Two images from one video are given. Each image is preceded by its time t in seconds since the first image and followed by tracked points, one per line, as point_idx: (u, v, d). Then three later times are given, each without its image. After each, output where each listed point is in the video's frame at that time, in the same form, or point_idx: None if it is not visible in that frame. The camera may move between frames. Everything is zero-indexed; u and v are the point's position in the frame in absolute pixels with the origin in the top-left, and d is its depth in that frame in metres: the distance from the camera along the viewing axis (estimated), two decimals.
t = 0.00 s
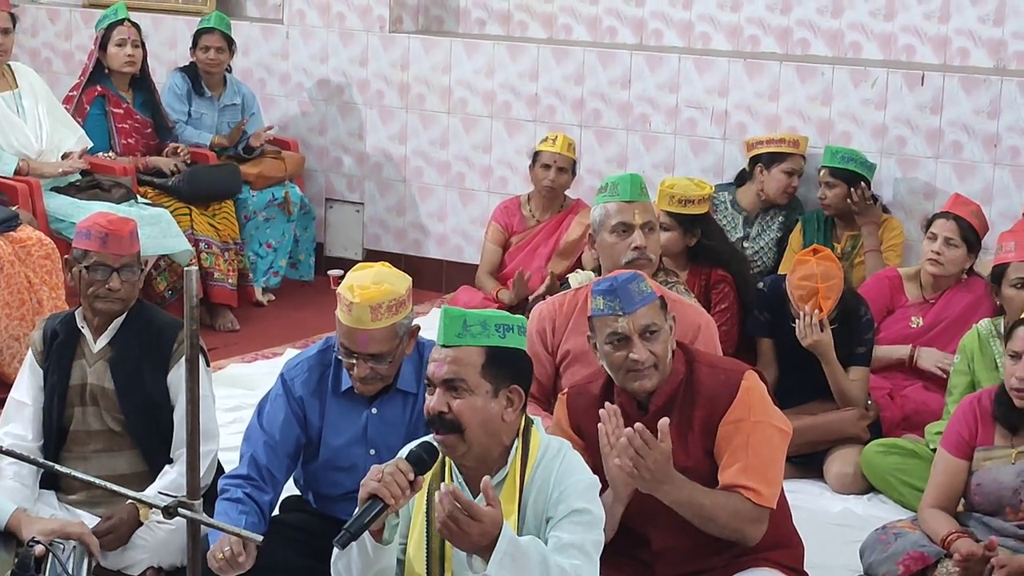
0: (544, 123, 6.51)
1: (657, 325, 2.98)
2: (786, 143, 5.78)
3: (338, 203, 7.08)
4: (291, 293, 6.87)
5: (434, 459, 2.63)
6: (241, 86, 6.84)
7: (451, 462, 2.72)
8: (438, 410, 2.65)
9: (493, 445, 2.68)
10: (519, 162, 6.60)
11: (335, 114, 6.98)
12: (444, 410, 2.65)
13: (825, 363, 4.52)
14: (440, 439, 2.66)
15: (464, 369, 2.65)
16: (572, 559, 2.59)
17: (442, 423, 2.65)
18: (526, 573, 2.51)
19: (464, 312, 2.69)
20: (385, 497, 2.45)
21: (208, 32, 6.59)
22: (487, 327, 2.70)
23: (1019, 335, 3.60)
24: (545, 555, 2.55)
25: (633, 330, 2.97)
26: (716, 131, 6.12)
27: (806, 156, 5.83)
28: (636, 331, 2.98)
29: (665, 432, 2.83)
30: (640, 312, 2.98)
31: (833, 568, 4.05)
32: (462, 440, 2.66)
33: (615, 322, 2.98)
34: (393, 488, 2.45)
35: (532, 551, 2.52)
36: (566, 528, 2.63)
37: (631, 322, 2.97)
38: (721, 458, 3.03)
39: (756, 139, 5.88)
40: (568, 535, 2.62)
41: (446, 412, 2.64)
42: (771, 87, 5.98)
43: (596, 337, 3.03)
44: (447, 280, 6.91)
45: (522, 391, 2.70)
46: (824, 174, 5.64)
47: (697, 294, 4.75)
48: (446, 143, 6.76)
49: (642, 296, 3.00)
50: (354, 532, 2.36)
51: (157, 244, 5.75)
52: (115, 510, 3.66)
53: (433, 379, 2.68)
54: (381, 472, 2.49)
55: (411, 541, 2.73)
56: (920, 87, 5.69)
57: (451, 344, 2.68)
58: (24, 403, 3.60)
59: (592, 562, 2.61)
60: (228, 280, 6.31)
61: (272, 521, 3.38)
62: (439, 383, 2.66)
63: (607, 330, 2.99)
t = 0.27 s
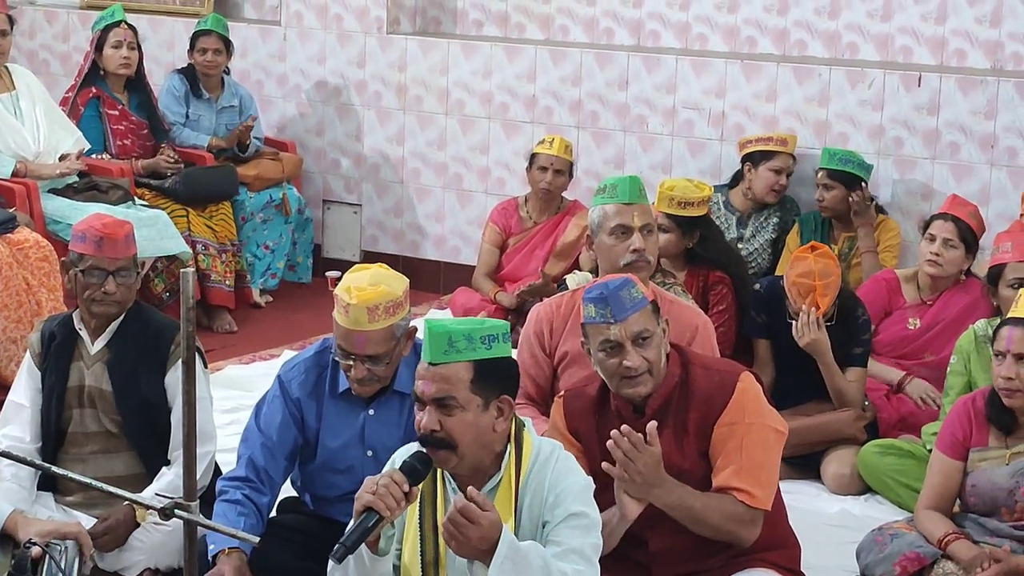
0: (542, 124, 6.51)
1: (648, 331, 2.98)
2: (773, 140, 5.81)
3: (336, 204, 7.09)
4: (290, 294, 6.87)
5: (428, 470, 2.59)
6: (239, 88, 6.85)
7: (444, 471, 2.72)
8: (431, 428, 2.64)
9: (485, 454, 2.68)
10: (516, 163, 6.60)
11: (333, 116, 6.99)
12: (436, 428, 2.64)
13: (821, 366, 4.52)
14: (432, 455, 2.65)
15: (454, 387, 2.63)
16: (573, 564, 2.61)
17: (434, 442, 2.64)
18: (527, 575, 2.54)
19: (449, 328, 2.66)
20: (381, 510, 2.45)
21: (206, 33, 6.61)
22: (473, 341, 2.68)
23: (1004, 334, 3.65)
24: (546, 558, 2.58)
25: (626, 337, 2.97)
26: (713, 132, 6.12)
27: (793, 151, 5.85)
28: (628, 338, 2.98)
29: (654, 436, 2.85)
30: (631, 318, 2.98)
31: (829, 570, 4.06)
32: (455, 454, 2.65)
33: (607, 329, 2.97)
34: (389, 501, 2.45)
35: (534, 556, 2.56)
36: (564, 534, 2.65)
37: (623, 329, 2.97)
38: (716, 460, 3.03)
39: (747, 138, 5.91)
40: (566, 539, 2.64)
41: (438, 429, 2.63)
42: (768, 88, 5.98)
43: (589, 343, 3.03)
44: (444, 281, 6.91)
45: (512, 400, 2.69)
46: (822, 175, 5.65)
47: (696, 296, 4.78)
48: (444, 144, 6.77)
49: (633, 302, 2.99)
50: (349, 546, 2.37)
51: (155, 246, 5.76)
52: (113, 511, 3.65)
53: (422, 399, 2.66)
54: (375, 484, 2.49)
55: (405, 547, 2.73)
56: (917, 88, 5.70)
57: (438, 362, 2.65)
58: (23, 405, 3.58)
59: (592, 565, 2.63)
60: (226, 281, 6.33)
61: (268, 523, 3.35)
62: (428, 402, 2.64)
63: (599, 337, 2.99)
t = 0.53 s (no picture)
0: (541, 125, 6.52)
1: (646, 330, 2.99)
2: (768, 139, 5.81)
3: (335, 205, 7.09)
4: (290, 296, 6.86)
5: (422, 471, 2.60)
6: (238, 89, 6.85)
7: (440, 472, 2.72)
8: (425, 430, 2.64)
9: (481, 457, 2.68)
10: (515, 164, 6.61)
11: (332, 117, 6.99)
12: (431, 430, 2.64)
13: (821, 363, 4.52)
14: (429, 457, 2.65)
15: (447, 387, 2.63)
16: (565, 566, 2.62)
17: (430, 442, 2.64)
18: None
19: (441, 329, 2.66)
20: (374, 511, 2.46)
21: (203, 35, 6.61)
22: (465, 342, 2.68)
23: (1014, 335, 3.63)
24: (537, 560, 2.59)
25: (623, 335, 2.98)
26: (712, 133, 6.13)
27: (787, 152, 5.86)
28: (626, 336, 2.99)
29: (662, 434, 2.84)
30: (630, 317, 2.99)
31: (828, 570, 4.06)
32: (452, 455, 2.65)
33: (605, 327, 2.98)
34: (382, 502, 2.46)
35: (523, 557, 2.57)
36: (557, 536, 2.65)
37: (621, 328, 2.98)
38: (714, 459, 3.04)
39: (745, 137, 5.91)
40: (560, 541, 2.64)
41: (433, 430, 2.63)
42: (767, 89, 5.99)
43: (587, 341, 3.04)
44: (444, 282, 6.92)
45: (506, 400, 2.69)
46: (823, 176, 5.66)
47: (696, 297, 4.78)
48: (443, 145, 6.77)
49: (631, 300, 3.00)
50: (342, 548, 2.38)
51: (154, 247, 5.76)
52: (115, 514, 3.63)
53: (416, 401, 2.66)
54: (369, 486, 2.49)
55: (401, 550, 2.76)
56: (916, 89, 5.70)
57: (430, 363, 2.66)
58: (23, 405, 3.58)
59: (585, 567, 2.64)
60: (226, 282, 6.33)
61: (266, 524, 3.38)
62: (422, 404, 2.64)
63: (597, 335, 3.00)
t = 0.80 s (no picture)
0: (541, 124, 6.52)
1: (643, 331, 2.99)
2: (757, 134, 5.85)
3: (335, 205, 7.09)
4: (291, 295, 6.86)
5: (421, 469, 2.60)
6: (238, 88, 6.86)
7: (439, 471, 2.72)
8: (423, 422, 2.64)
9: (479, 455, 2.69)
10: (515, 163, 6.61)
11: (332, 116, 6.99)
12: (429, 421, 2.64)
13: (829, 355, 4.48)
14: (425, 452, 2.65)
15: (447, 379, 2.64)
16: (561, 566, 2.61)
17: (428, 435, 2.64)
18: None
19: (444, 322, 2.68)
20: (371, 511, 2.46)
21: (204, 34, 6.61)
22: (467, 337, 2.69)
23: None
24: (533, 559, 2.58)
25: (621, 337, 2.98)
26: (713, 132, 6.13)
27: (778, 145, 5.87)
28: (623, 338, 2.99)
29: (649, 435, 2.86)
30: (627, 318, 2.99)
31: (828, 569, 4.06)
32: (449, 451, 2.66)
33: (603, 329, 2.98)
34: (379, 501, 2.46)
35: (518, 556, 2.57)
36: (553, 535, 2.65)
37: (618, 329, 2.98)
38: (713, 459, 3.04)
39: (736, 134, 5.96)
40: (556, 541, 2.63)
41: (431, 422, 2.64)
42: (767, 88, 5.99)
43: (585, 343, 3.04)
44: (444, 281, 6.91)
45: (506, 397, 2.69)
46: (824, 174, 5.64)
47: (698, 297, 4.81)
48: (443, 144, 6.77)
49: (629, 301, 3.00)
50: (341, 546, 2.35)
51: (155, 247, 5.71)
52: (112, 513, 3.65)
53: (416, 392, 2.67)
54: (366, 484, 2.50)
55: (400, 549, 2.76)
56: (916, 88, 5.70)
57: (432, 355, 2.67)
58: (23, 404, 3.58)
59: (582, 567, 2.63)
60: (226, 282, 6.34)
61: (267, 523, 3.37)
62: (422, 395, 2.66)
63: (595, 337, 3.00)
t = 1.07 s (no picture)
0: (541, 123, 6.52)
1: (644, 328, 2.99)
2: (746, 130, 5.83)
3: (336, 203, 7.09)
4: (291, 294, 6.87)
5: (416, 470, 2.58)
6: (239, 87, 6.86)
7: (437, 470, 2.72)
8: (419, 427, 2.64)
9: (477, 455, 2.68)
10: (515, 162, 6.61)
11: (332, 115, 6.99)
12: (424, 426, 2.64)
13: (844, 336, 4.47)
14: (421, 454, 2.65)
15: (442, 384, 2.64)
16: (561, 565, 2.62)
17: (424, 439, 2.64)
18: None
19: (437, 326, 2.66)
20: (368, 512, 2.46)
21: (204, 33, 6.61)
22: (461, 340, 2.68)
23: None
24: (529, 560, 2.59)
25: (622, 334, 2.98)
26: (713, 130, 6.12)
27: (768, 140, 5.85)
28: (624, 335, 2.99)
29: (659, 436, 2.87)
30: (628, 316, 2.99)
31: (828, 567, 4.06)
32: (444, 453, 2.65)
33: (603, 326, 2.99)
34: (376, 502, 2.46)
35: (514, 558, 2.58)
36: (550, 535, 2.65)
37: (619, 327, 2.98)
38: (715, 458, 3.04)
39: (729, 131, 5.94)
40: (554, 540, 2.64)
41: (427, 427, 2.63)
42: (767, 86, 5.98)
43: (586, 340, 3.04)
44: (444, 280, 6.91)
45: (501, 398, 2.69)
46: (823, 168, 5.64)
47: (698, 295, 4.79)
48: (443, 143, 6.77)
49: (630, 299, 3.00)
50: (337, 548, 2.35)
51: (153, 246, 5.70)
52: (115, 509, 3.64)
53: (411, 397, 2.66)
54: (363, 485, 2.49)
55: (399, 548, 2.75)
56: (916, 85, 5.69)
57: (426, 360, 2.66)
58: (23, 404, 3.58)
59: (580, 566, 2.64)
60: (226, 281, 6.33)
61: (267, 522, 3.35)
62: (417, 400, 2.65)
63: (595, 334, 3.00)
